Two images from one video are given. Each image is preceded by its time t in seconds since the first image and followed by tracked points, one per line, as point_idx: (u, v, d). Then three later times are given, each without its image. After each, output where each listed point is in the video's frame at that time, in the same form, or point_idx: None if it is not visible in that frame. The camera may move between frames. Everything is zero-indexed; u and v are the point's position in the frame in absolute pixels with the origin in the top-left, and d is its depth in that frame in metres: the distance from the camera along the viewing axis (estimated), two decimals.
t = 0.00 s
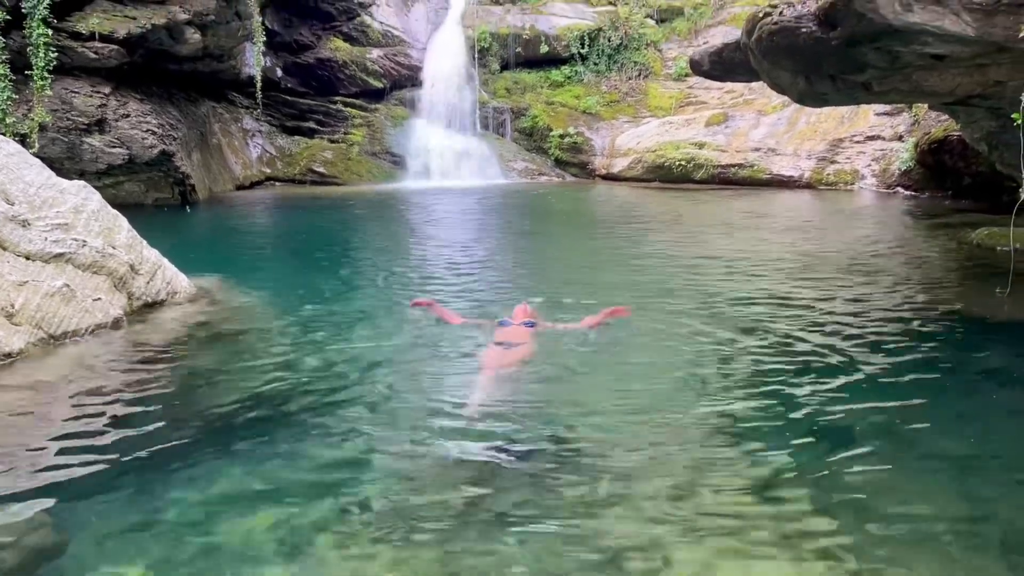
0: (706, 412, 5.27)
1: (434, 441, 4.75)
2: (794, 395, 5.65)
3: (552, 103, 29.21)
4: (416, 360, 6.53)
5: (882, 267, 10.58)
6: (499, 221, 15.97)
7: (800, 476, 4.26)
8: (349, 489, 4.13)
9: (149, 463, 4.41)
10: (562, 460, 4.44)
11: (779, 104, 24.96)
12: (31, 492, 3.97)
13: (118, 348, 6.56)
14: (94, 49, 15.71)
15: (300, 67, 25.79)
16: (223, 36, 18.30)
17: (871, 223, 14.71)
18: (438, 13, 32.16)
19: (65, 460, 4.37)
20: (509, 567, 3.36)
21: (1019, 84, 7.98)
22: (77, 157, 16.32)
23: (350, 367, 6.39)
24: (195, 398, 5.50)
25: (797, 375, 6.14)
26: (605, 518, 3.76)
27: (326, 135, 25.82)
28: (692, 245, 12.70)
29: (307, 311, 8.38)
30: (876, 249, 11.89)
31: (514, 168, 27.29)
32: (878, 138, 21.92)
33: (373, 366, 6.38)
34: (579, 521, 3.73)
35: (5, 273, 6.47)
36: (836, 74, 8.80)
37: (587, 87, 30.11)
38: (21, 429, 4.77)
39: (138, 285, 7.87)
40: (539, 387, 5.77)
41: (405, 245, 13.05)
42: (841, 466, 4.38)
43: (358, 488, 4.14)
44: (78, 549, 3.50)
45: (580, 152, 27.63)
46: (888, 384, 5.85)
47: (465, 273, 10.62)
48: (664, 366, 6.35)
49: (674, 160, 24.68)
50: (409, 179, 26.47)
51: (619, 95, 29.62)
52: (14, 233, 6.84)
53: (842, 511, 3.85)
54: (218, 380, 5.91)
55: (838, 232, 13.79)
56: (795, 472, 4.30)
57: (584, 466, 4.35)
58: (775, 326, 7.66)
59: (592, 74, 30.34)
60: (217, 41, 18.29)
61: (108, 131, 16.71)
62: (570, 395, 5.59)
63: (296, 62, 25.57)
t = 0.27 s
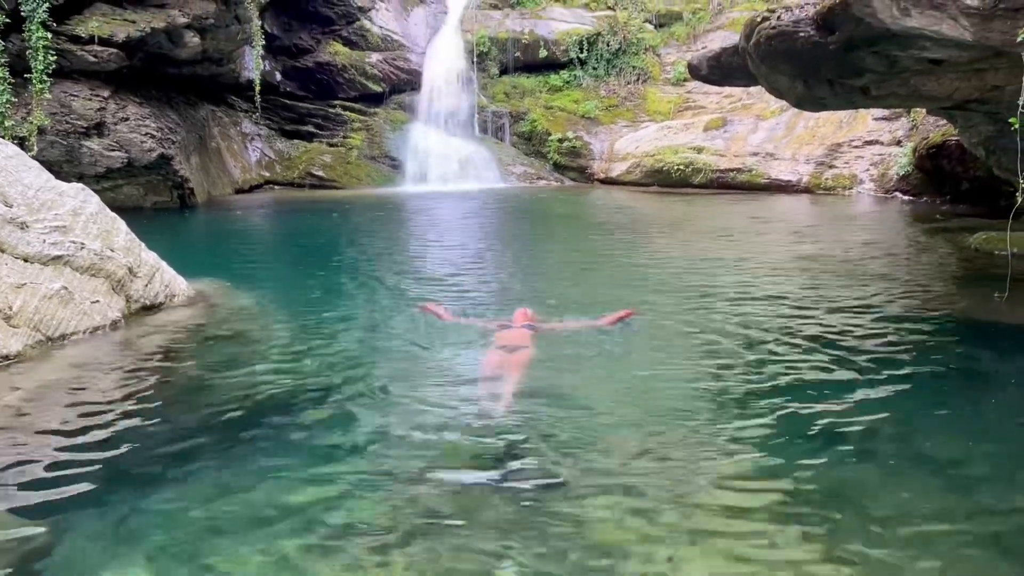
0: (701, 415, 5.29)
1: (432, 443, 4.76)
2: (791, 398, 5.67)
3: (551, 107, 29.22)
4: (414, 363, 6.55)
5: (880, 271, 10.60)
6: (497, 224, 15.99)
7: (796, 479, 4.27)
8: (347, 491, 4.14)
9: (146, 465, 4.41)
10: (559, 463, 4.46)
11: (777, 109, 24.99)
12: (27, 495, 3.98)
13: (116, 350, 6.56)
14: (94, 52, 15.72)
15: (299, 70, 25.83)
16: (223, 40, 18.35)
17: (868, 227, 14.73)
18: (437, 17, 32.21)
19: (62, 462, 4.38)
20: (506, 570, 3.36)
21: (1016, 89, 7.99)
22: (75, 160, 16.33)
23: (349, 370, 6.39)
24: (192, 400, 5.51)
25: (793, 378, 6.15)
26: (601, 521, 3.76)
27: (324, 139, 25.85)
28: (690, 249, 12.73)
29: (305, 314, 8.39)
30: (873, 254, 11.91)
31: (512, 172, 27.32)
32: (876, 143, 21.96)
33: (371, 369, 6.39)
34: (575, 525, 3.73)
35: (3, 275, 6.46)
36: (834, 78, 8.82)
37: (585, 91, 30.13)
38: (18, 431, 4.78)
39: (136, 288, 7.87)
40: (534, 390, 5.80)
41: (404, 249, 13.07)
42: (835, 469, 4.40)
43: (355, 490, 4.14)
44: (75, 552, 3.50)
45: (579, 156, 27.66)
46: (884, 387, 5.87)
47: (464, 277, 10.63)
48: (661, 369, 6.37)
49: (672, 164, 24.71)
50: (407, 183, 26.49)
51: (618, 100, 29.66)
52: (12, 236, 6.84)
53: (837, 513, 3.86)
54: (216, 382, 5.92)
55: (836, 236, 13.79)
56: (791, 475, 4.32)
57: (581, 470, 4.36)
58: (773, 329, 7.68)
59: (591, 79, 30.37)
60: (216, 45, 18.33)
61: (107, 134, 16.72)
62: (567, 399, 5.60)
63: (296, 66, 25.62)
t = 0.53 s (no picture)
0: (700, 417, 5.30)
1: (430, 445, 4.77)
2: (789, 400, 5.67)
3: (550, 110, 29.25)
4: (413, 366, 6.55)
5: (878, 275, 10.61)
6: (495, 227, 15.99)
7: (795, 481, 4.28)
8: (345, 492, 4.15)
9: (144, 466, 4.41)
10: (557, 464, 4.46)
11: (776, 112, 25.02)
12: (26, 496, 3.97)
13: (114, 352, 6.56)
14: (93, 55, 15.71)
15: (298, 73, 25.87)
16: (222, 43, 18.40)
17: (866, 231, 14.75)
18: (437, 20, 32.27)
19: (60, 463, 4.38)
20: (504, 572, 3.37)
21: (1014, 93, 8.01)
22: (74, 162, 16.30)
23: (347, 372, 6.40)
24: (191, 401, 5.51)
25: (791, 381, 6.16)
26: (599, 523, 3.77)
27: (323, 141, 25.86)
28: (688, 252, 12.73)
29: (303, 316, 8.39)
30: (872, 257, 11.92)
31: (511, 175, 27.33)
32: (874, 147, 21.99)
33: (370, 371, 6.40)
34: (573, 526, 3.74)
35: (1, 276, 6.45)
36: (832, 81, 8.83)
37: (584, 95, 30.14)
38: (17, 432, 4.78)
39: (135, 290, 7.86)
40: (533, 392, 5.81)
41: (402, 251, 13.07)
42: (833, 471, 4.40)
43: (353, 492, 4.15)
44: (73, 553, 3.50)
45: (578, 159, 27.68)
46: (882, 390, 5.88)
47: (462, 279, 10.63)
48: (660, 371, 6.38)
49: (671, 167, 24.72)
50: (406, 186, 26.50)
51: (616, 103, 29.68)
52: (10, 237, 6.84)
53: (835, 515, 3.87)
54: (214, 384, 5.93)
55: (835, 239, 13.81)
56: (790, 477, 4.32)
57: (579, 472, 4.36)
58: (771, 332, 7.69)
59: (590, 82, 30.37)
60: (215, 48, 18.37)
61: (107, 136, 16.72)
62: (565, 401, 5.61)
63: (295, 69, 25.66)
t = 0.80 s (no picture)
0: (700, 419, 5.30)
1: (430, 447, 4.77)
2: (789, 403, 5.67)
3: (550, 113, 29.28)
4: (413, 367, 6.55)
5: (878, 277, 10.61)
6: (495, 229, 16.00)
7: (795, 483, 4.27)
8: (345, 493, 4.14)
9: (143, 468, 4.39)
10: (557, 466, 4.46)
11: (775, 115, 25.05)
12: (25, 496, 3.97)
13: (113, 353, 6.55)
14: (93, 56, 15.70)
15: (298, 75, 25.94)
16: (222, 45, 18.43)
17: (866, 233, 14.76)
18: (437, 23, 32.38)
19: (59, 464, 4.37)
20: (503, 572, 3.37)
21: (1013, 96, 8.02)
22: (74, 163, 16.28)
23: (347, 374, 6.39)
24: (190, 402, 5.51)
25: (791, 383, 6.16)
26: (600, 526, 3.74)
27: (323, 143, 25.88)
28: (688, 254, 12.73)
29: (302, 318, 8.38)
30: (871, 259, 11.93)
31: (511, 177, 27.35)
32: (874, 149, 22.01)
33: (370, 373, 6.39)
34: (573, 530, 3.71)
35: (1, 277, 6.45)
36: (832, 84, 8.84)
37: (584, 97, 30.18)
38: (16, 432, 4.77)
39: (134, 291, 7.86)
40: (533, 393, 5.80)
41: (401, 253, 13.07)
42: (834, 473, 4.40)
43: (353, 493, 4.15)
44: (72, 553, 3.50)
45: (578, 162, 27.71)
46: (882, 392, 5.87)
47: (461, 282, 10.61)
48: (660, 374, 6.37)
49: (670, 170, 24.74)
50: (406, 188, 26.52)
51: (616, 106, 29.72)
52: (10, 238, 6.84)
53: (835, 516, 3.87)
54: (214, 385, 5.93)
55: (834, 242, 13.82)
56: (790, 479, 4.32)
57: (579, 473, 4.36)
58: (773, 335, 7.67)
59: (590, 85, 30.39)
60: (215, 49, 18.40)
61: (106, 138, 16.72)
62: (566, 404, 5.58)
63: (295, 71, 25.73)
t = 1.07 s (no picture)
0: (700, 420, 5.30)
1: (431, 447, 4.77)
2: (790, 404, 5.67)
3: (550, 114, 29.30)
4: (414, 368, 6.55)
5: (877, 279, 10.60)
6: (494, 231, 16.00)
7: (795, 484, 4.28)
8: (345, 494, 4.14)
9: (141, 468, 4.39)
10: (557, 467, 4.46)
11: (775, 116, 25.06)
12: (25, 496, 3.97)
13: (112, 353, 6.54)
14: (93, 57, 15.71)
15: (298, 76, 25.93)
16: (222, 46, 18.46)
17: (865, 235, 14.76)
18: (437, 25, 32.38)
19: (60, 464, 4.37)
20: (503, 572, 3.37)
21: (1013, 98, 8.03)
22: (74, 164, 16.28)
23: (347, 374, 6.39)
24: (190, 403, 5.51)
25: (792, 384, 6.15)
26: (598, 527, 3.74)
27: (323, 145, 25.89)
28: (688, 256, 12.72)
29: (302, 318, 8.38)
30: (871, 261, 11.93)
31: (511, 178, 27.36)
32: (873, 151, 22.02)
33: (370, 374, 6.39)
34: (572, 531, 3.71)
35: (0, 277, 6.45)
36: (832, 85, 8.84)
37: (584, 99, 30.19)
38: (15, 432, 4.77)
39: (133, 291, 7.86)
40: (534, 394, 5.80)
41: (401, 254, 13.06)
42: (834, 474, 4.40)
43: (353, 494, 4.15)
44: (72, 553, 3.50)
45: (577, 163, 27.73)
46: (883, 393, 5.87)
47: (461, 283, 10.61)
48: (661, 375, 6.37)
49: (670, 171, 24.73)
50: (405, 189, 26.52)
51: (616, 107, 29.73)
52: (9, 238, 6.84)
53: (834, 517, 3.87)
54: (214, 385, 5.93)
55: (834, 243, 13.82)
56: (790, 480, 4.32)
57: (579, 473, 4.36)
58: (773, 336, 7.67)
59: (590, 86, 30.40)
60: (215, 51, 18.42)
61: (106, 139, 16.73)
62: (566, 405, 5.58)
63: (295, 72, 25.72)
